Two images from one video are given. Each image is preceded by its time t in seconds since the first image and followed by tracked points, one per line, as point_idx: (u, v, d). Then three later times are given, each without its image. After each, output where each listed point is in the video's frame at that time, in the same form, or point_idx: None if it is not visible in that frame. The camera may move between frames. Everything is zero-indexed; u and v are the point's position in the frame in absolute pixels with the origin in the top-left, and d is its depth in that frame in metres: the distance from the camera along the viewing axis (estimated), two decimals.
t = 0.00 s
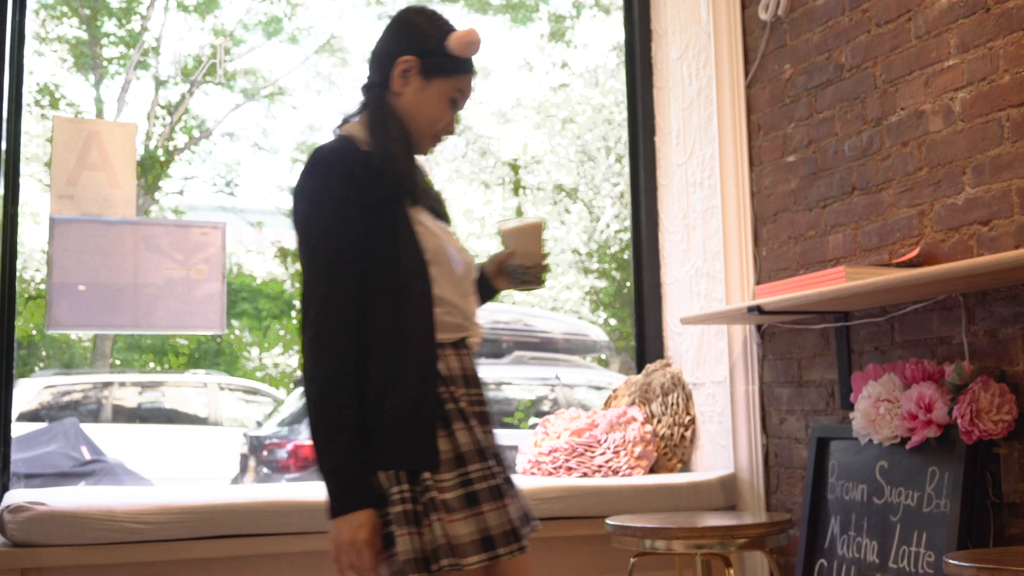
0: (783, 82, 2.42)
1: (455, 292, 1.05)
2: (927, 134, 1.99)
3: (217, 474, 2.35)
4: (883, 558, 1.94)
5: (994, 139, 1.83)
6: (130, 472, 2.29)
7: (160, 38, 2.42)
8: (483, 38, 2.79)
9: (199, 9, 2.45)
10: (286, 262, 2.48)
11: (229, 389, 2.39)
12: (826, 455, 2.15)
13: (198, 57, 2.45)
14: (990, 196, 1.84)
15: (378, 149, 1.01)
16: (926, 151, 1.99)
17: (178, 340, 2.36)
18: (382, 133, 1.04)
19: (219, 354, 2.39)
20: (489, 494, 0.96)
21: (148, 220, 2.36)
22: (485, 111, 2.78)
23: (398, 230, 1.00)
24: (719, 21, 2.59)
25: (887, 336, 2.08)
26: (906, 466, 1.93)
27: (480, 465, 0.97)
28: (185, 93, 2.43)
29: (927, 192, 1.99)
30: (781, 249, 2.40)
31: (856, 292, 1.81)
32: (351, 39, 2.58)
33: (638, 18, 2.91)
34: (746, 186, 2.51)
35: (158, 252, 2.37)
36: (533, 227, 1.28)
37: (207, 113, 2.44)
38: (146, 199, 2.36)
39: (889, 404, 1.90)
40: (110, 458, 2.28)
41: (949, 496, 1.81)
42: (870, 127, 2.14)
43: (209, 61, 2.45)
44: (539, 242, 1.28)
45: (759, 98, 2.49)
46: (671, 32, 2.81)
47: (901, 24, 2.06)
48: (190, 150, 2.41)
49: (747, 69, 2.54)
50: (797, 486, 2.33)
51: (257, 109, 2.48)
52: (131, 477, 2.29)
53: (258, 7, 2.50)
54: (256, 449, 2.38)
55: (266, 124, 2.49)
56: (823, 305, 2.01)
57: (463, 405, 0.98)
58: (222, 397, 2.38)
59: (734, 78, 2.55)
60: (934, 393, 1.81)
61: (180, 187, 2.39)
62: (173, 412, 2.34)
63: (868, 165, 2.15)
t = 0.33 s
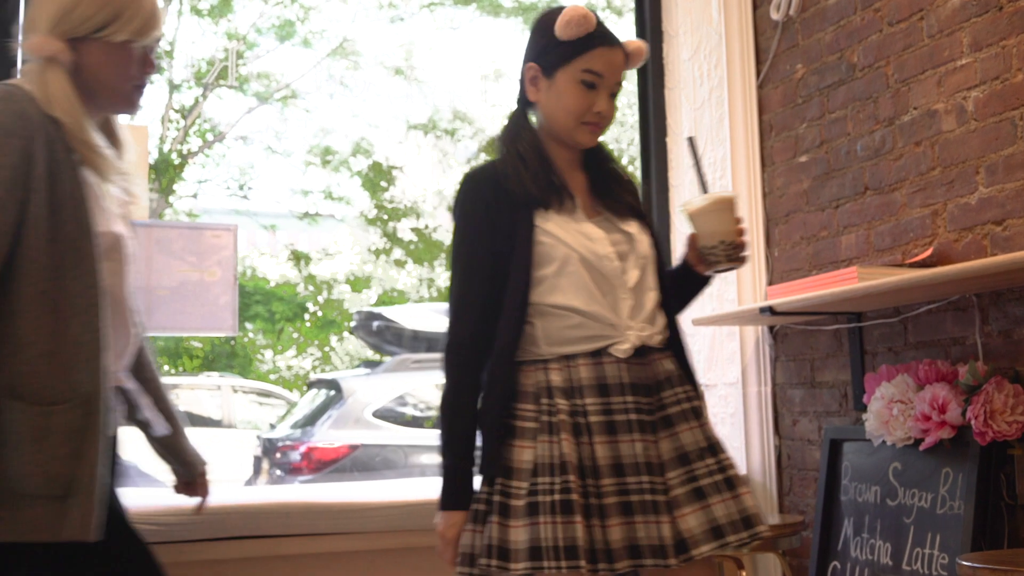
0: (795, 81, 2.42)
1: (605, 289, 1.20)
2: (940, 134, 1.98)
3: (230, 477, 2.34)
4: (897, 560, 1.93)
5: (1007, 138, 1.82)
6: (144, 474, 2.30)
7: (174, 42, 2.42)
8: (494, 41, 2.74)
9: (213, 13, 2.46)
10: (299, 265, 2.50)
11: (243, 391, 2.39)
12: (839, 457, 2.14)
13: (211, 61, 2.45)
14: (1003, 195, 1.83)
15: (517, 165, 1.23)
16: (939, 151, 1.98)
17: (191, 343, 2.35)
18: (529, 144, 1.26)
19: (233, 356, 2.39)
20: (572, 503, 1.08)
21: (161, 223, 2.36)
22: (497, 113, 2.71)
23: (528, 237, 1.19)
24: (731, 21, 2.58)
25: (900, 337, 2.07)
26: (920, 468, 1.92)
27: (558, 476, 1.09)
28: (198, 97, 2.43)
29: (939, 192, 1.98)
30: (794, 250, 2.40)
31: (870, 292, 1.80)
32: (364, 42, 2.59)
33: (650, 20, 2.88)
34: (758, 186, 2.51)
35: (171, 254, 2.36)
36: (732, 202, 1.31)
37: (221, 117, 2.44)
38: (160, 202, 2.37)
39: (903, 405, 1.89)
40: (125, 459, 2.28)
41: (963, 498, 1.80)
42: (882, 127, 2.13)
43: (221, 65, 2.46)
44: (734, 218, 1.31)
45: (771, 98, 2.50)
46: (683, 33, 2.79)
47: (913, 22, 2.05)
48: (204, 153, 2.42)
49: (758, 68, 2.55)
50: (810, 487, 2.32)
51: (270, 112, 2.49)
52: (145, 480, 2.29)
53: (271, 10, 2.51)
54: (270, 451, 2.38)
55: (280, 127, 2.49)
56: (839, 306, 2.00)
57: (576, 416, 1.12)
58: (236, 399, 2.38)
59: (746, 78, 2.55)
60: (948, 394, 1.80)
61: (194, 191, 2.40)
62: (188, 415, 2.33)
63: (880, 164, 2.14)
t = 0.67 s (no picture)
0: (809, 78, 2.41)
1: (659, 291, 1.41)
2: (955, 130, 1.97)
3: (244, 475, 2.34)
4: (911, 558, 1.92)
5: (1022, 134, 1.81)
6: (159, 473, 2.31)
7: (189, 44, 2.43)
8: (507, 41, 2.73)
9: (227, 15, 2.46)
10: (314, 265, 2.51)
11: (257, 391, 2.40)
12: (853, 455, 2.13)
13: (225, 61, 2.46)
14: (1019, 191, 1.82)
15: (600, 180, 1.51)
16: (954, 147, 1.97)
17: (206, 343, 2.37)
18: (606, 156, 1.54)
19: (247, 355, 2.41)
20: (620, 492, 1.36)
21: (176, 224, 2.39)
22: (510, 113, 2.71)
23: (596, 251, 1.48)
24: (744, 19, 2.57)
25: (914, 335, 2.06)
26: (935, 465, 1.91)
27: (600, 460, 1.40)
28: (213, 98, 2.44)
29: (955, 189, 1.97)
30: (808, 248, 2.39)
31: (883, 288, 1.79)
32: (378, 42, 2.60)
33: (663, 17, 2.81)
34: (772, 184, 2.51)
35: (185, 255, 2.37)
36: (806, 174, 1.32)
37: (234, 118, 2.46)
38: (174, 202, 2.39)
39: (917, 403, 1.88)
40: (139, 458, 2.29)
41: (978, 495, 1.79)
42: (897, 124, 2.12)
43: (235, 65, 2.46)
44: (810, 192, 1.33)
45: (785, 95, 2.50)
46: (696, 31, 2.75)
47: (928, 18, 2.04)
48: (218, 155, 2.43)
49: (772, 65, 2.55)
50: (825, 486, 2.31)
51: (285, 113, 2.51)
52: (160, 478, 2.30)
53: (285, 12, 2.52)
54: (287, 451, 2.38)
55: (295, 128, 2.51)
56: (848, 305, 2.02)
57: (630, 412, 1.40)
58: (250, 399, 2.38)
59: (760, 75, 2.54)
60: (962, 391, 1.79)
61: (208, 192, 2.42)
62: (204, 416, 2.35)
63: (895, 161, 2.13)
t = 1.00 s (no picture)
0: (825, 78, 2.40)
1: (678, 346, 1.49)
2: (972, 130, 1.96)
3: (261, 476, 2.34)
4: (930, 561, 1.90)
5: None
6: (177, 474, 2.31)
7: (204, 46, 2.45)
8: (521, 42, 2.72)
9: (243, 17, 2.48)
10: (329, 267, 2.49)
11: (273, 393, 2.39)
12: (870, 457, 2.12)
13: (241, 63, 2.47)
14: None
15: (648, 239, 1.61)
16: (971, 147, 1.96)
17: (223, 345, 2.37)
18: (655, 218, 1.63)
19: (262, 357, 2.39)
20: (638, 512, 1.47)
21: (192, 226, 2.38)
22: (525, 115, 2.70)
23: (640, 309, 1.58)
24: (760, 18, 2.57)
25: (932, 335, 2.05)
26: (953, 467, 1.90)
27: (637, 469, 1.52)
28: (228, 101, 2.44)
29: (972, 189, 1.96)
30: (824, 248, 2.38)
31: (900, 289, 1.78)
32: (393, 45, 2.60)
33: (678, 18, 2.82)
34: (788, 183, 2.50)
35: (201, 257, 2.38)
36: (743, 226, 1.29)
37: (251, 121, 2.45)
38: (191, 206, 2.38)
39: (935, 404, 1.87)
40: (155, 459, 2.31)
41: (997, 497, 1.78)
42: (914, 123, 2.11)
43: (251, 68, 2.47)
44: (750, 246, 1.30)
45: (801, 95, 2.49)
46: (710, 33, 2.74)
47: (944, 17, 2.03)
48: (234, 157, 2.42)
49: (788, 65, 2.54)
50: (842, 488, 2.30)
51: (299, 116, 2.48)
52: (177, 479, 2.31)
53: (300, 14, 2.52)
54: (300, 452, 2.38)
55: (311, 130, 2.49)
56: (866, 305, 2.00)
57: (672, 440, 1.51)
58: (267, 402, 2.38)
59: (775, 75, 2.53)
60: (981, 393, 1.78)
61: (225, 194, 2.40)
62: (219, 416, 2.34)
63: (912, 161, 2.12)
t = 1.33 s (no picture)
0: (842, 78, 2.40)
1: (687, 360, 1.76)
2: (990, 130, 1.95)
3: (278, 477, 2.36)
4: (948, 562, 1.90)
5: None
6: (193, 475, 2.29)
7: (220, 49, 2.47)
8: (536, 44, 2.73)
9: (258, 20, 2.50)
10: (345, 268, 2.50)
11: (289, 394, 2.41)
12: (888, 458, 2.11)
13: (257, 66, 2.49)
14: None
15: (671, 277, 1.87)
16: (989, 147, 1.95)
17: (239, 346, 2.39)
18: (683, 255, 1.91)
19: (279, 358, 2.42)
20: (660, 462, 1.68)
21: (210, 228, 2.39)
22: (540, 116, 2.70)
23: (665, 333, 1.86)
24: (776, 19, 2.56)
25: (950, 336, 2.04)
26: (972, 468, 1.89)
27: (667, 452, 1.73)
28: (245, 103, 2.47)
29: (990, 189, 1.95)
30: (841, 249, 2.38)
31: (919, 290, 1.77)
32: (407, 46, 2.61)
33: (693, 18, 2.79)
34: (804, 183, 2.49)
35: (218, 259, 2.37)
36: (713, 271, 1.50)
37: (266, 123, 2.48)
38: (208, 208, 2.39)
39: (954, 406, 1.87)
40: (173, 459, 2.29)
41: (1016, 498, 1.77)
42: (931, 123, 2.11)
43: (267, 70, 2.50)
44: (720, 288, 1.51)
45: (818, 95, 2.48)
46: (726, 34, 2.73)
47: (962, 17, 2.02)
48: (250, 158, 2.45)
49: (804, 66, 2.53)
50: (860, 490, 2.29)
51: (315, 117, 2.52)
52: (194, 480, 2.29)
53: (316, 17, 2.54)
54: (316, 453, 2.39)
55: (325, 132, 2.52)
56: (885, 305, 1.98)
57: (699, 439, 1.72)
58: (283, 402, 2.40)
59: (791, 76, 2.53)
60: (1000, 394, 1.77)
61: (241, 196, 2.43)
62: (236, 416, 2.36)
63: (929, 161, 2.11)
